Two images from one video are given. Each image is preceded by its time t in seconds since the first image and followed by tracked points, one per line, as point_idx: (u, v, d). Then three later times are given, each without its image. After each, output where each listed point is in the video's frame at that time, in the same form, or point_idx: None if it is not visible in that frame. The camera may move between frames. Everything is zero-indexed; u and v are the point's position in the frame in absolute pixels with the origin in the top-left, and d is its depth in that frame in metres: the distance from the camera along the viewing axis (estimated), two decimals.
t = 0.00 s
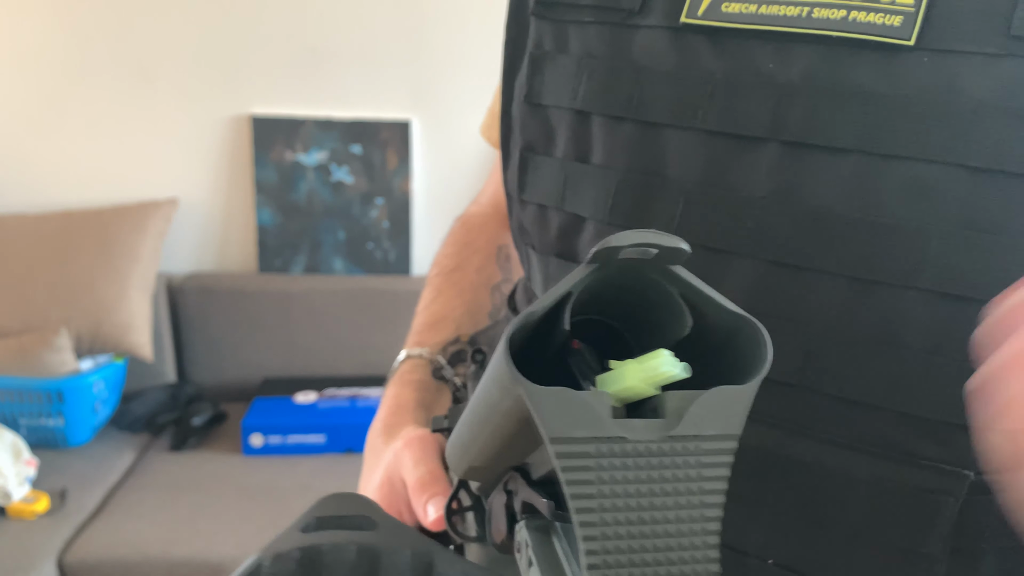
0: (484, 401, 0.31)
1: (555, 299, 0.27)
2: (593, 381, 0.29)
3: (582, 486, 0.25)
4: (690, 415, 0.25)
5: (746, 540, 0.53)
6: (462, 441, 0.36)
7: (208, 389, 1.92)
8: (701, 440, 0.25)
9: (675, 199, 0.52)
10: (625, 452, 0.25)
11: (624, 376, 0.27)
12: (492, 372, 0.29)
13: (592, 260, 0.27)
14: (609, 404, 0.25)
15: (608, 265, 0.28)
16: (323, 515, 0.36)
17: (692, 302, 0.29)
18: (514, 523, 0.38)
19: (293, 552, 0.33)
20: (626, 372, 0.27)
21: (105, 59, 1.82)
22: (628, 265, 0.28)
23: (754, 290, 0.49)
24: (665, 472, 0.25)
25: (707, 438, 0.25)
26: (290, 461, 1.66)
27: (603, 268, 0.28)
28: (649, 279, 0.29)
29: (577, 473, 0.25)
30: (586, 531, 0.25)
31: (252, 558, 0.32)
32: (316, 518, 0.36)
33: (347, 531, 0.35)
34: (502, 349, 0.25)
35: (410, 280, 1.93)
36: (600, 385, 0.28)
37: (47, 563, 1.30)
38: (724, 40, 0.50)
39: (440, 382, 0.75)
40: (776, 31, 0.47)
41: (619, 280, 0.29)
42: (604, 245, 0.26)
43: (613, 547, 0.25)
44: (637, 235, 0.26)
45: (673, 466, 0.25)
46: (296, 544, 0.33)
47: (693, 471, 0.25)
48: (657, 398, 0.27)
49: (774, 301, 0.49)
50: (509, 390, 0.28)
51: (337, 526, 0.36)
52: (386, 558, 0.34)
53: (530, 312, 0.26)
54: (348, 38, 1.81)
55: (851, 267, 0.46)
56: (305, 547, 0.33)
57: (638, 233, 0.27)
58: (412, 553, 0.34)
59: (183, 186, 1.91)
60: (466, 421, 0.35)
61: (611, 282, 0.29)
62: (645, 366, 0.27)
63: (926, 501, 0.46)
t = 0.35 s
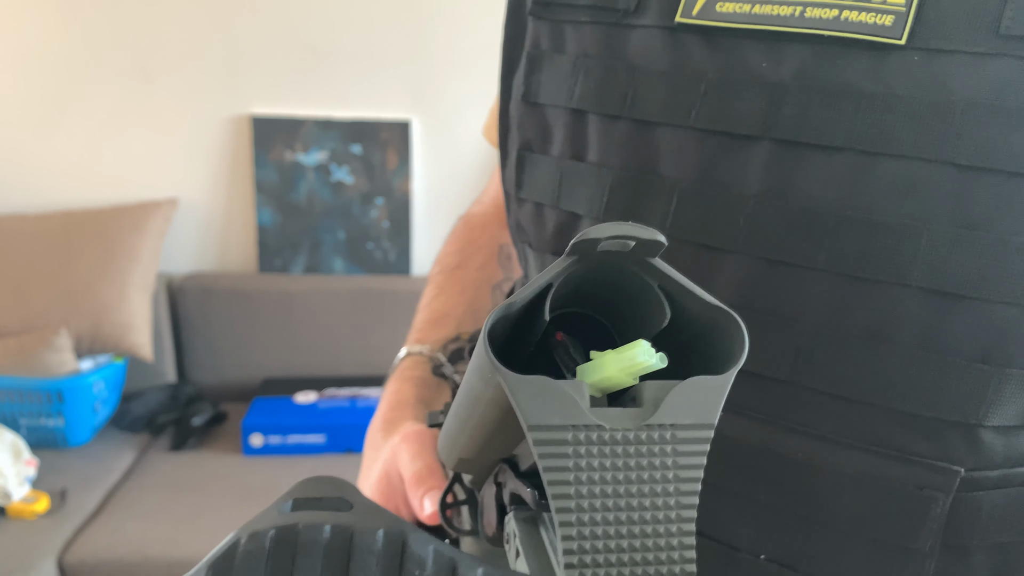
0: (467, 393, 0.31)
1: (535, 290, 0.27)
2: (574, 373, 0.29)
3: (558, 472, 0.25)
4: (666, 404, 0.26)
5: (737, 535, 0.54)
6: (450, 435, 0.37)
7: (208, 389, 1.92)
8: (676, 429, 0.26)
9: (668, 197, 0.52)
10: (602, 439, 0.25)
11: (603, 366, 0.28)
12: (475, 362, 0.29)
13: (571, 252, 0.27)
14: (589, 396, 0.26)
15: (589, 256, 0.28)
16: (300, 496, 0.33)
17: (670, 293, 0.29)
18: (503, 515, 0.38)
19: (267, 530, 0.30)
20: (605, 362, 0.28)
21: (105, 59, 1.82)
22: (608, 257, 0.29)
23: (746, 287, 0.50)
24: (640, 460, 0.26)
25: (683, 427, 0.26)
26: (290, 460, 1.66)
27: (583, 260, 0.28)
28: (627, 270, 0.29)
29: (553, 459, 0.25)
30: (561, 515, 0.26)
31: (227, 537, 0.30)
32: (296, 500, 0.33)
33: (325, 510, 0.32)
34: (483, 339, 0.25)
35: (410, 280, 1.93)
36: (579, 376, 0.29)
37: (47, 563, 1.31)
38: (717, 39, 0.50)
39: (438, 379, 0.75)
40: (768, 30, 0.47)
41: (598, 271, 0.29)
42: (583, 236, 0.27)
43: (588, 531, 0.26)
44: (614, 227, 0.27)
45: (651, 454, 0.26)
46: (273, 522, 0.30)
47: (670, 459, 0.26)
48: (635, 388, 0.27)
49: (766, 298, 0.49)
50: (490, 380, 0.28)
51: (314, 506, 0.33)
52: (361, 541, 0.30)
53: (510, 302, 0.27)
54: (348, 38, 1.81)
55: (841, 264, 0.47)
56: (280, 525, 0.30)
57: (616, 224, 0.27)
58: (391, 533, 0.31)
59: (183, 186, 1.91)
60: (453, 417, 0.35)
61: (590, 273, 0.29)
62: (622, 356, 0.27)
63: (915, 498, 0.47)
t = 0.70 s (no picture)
0: (487, 392, 0.31)
1: (560, 293, 0.28)
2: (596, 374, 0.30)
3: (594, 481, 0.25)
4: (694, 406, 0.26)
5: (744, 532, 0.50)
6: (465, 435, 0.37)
7: (208, 389, 1.92)
8: (702, 432, 0.27)
9: (673, 196, 0.52)
10: (635, 444, 0.26)
11: (629, 369, 0.28)
12: (499, 364, 0.30)
13: (596, 255, 0.28)
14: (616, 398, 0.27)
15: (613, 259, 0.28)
16: (335, 505, 0.33)
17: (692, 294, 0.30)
18: (518, 517, 0.39)
19: (307, 541, 0.30)
20: (631, 365, 0.28)
21: (104, 59, 1.82)
22: (631, 258, 0.29)
23: (751, 285, 0.50)
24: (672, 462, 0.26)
25: (709, 428, 0.27)
26: (290, 461, 1.66)
27: (607, 262, 0.29)
28: (650, 272, 0.30)
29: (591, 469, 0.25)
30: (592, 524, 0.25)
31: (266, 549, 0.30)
32: (332, 509, 0.33)
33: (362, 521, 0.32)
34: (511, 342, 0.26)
35: (410, 280, 1.93)
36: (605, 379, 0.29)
37: (47, 563, 1.31)
38: (722, 39, 0.50)
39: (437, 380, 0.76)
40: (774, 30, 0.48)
41: (621, 273, 0.30)
42: (608, 240, 0.27)
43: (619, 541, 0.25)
44: (641, 230, 0.27)
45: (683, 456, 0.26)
46: (311, 533, 0.30)
47: (699, 460, 0.27)
48: (660, 391, 0.28)
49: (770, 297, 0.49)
50: (515, 384, 0.28)
51: (351, 516, 0.33)
52: (400, 552, 0.30)
53: (535, 305, 0.27)
54: (348, 37, 1.81)
55: (848, 263, 0.46)
56: (320, 535, 0.30)
57: (641, 228, 0.27)
58: (430, 544, 0.31)
59: (183, 186, 1.91)
60: (470, 414, 0.36)
61: (613, 275, 0.30)
62: (648, 358, 0.28)
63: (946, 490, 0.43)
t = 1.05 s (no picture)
0: (484, 388, 0.32)
1: (553, 286, 0.28)
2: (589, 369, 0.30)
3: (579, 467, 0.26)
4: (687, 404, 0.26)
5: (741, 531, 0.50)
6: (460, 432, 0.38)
7: (208, 389, 1.92)
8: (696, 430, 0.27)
9: (672, 194, 0.52)
10: (621, 437, 0.26)
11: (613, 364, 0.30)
12: (493, 358, 0.30)
13: (591, 247, 0.28)
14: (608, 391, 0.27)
15: (608, 252, 0.28)
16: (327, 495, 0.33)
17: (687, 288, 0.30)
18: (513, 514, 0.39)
19: (297, 529, 0.30)
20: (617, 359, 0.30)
21: (104, 59, 1.82)
22: (627, 251, 0.29)
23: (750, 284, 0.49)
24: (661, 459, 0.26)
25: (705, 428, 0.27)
26: (290, 461, 1.66)
27: (602, 255, 0.29)
28: (648, 266, 0.30)
29: (575, 456, 0.26)
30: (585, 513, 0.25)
31: (256, 537, 0.30)
32: (323, 498, 0.33)
33: (353, 509, 0.32)
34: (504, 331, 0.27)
35: (410, 280, 1.93)
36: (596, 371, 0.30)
37: (46, 563, 1.30)
38: (720, 38, 0.50)
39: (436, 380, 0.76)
40: (770, 28, 0.48)
41: (619, 266, 0.30)
42: (603, 232, 0.27)
43: (612, 530, 0.25)
44: (638, 222, 0.27)
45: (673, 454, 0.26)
46: (301, 520, 0.31)
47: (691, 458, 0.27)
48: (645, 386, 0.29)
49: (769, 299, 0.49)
50: (510, 375, 0.29)
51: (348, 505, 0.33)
52: (390, 542, 0.30)
53: (529, 298, 0.27)
54: (347, 37, 1.81)
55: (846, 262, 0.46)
56: (311, 523, 0.31)
57: (635, 220, 0.27)
58: (422, 532, 0.31)
59: (182, 185, 1.91)
60: (465, 411, 0.37)
61: (608, 269, 0.30)
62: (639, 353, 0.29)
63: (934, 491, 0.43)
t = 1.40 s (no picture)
0: (479, 391, 0.33)
1: (547, 288, 0.29)
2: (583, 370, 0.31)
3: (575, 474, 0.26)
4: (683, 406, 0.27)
5: (739, 533, 0.49)
6: (456, 436, 0.38)
7: (207, 389, 1.92)
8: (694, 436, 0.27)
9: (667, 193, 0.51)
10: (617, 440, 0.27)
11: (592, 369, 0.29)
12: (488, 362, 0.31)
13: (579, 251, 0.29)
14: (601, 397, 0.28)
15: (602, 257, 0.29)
16: (317, 502, 0.32)
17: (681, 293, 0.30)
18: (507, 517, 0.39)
19: (286, 540, 0.29)
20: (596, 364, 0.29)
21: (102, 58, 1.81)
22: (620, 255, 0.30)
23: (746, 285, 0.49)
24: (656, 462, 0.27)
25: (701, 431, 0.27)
26: (289, 461, 1.66)
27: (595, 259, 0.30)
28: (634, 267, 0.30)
29: (571, 461, 0.26)
30: (580, 517, 0.25)
31: (245, 547, 0.30)
32: (314, 506, 0.32)
33: (345, 518, 0.31)
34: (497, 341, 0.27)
35: (409, 280, 1.93)
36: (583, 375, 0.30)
37: (46, 563, 1.30)
38: (716, 35, 0.50)
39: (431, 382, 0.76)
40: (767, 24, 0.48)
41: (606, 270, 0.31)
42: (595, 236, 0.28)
43: (606, 535, 0.25)
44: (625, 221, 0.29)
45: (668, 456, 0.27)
46: (292, 530, 0.30)
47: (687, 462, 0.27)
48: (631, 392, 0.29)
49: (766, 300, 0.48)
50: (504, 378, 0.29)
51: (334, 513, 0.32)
52: (382, 553, 0.30)
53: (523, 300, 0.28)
54: (346, 35, 1.80)
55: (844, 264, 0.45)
56: (299, 533, 0.30)
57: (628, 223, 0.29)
58: (413, 544, 0.30)
59: (181, 185, 1.91)
60: (460, 415, 0.37)
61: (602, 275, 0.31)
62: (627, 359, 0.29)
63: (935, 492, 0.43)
